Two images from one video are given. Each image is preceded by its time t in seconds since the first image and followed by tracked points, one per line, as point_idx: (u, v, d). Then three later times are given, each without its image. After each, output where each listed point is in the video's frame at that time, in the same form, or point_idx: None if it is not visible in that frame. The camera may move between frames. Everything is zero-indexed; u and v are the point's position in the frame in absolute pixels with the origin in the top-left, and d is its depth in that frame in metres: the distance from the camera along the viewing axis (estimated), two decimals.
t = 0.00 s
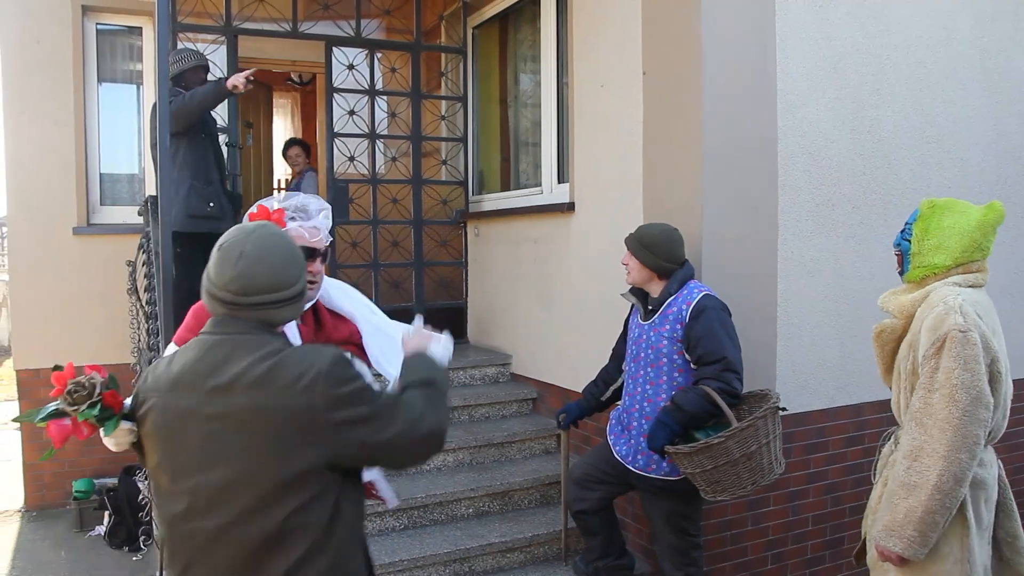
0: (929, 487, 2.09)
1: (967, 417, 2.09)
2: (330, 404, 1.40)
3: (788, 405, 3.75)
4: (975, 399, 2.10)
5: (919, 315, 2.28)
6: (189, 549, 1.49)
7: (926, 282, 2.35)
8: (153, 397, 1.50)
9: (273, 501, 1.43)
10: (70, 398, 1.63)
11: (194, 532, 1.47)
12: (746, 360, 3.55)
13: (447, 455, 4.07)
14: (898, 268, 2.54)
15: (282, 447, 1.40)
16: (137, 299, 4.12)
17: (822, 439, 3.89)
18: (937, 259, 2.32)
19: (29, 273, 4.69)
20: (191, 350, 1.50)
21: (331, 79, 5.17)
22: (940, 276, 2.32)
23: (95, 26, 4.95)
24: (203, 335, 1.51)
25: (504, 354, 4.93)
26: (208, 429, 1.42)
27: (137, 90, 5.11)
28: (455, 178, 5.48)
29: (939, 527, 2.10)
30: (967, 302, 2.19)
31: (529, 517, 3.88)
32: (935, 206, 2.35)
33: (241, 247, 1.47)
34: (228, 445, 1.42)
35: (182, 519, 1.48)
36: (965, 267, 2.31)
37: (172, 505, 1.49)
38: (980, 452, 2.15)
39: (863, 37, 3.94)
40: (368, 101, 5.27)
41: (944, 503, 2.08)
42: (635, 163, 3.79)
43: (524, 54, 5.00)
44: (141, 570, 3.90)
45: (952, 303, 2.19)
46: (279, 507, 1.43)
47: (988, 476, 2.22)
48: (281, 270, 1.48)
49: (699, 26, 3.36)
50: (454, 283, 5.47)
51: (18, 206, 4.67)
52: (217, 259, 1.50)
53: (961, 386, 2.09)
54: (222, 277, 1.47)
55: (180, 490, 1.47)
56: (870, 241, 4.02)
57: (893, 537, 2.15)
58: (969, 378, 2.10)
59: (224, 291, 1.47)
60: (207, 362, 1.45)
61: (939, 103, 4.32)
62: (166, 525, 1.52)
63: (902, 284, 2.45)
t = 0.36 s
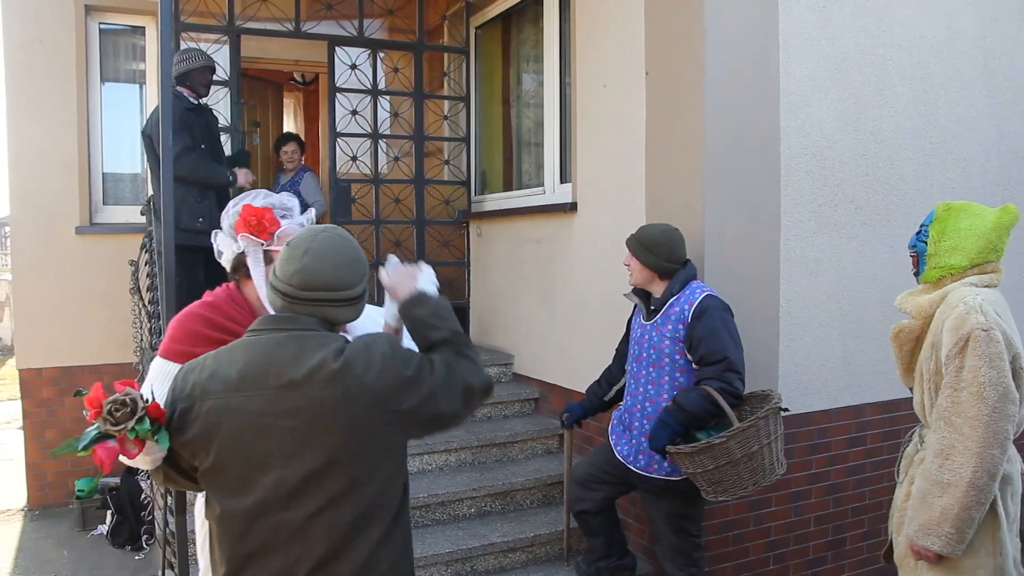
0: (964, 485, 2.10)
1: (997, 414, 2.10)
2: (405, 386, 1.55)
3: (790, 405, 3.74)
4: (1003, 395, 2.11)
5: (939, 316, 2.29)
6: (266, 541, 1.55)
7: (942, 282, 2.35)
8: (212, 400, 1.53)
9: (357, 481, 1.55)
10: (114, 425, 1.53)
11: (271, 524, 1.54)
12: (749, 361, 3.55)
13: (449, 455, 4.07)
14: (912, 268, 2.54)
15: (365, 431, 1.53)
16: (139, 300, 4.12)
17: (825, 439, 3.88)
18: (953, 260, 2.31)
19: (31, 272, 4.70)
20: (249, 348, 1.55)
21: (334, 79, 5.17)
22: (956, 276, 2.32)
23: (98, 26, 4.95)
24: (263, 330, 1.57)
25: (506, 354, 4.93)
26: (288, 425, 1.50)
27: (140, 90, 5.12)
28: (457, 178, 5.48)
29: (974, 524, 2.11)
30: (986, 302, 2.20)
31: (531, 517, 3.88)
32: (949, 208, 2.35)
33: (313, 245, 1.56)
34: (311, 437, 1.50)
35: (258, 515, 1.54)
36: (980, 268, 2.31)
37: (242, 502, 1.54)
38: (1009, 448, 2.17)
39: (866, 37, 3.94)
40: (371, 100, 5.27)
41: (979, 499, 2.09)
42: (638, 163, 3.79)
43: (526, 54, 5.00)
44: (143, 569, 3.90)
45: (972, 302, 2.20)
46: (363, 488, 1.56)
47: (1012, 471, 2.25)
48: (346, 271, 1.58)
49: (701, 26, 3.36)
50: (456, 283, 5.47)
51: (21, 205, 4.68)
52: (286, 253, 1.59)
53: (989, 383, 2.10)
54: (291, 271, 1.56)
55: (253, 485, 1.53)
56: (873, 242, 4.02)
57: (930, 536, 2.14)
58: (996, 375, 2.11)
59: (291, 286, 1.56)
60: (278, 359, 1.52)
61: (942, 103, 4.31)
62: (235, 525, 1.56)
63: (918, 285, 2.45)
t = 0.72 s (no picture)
0: (970, 482, 2.10)
1: (1005, 412, 2.11)
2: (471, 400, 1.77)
3: (791, 405, 3.74)
4: (1013, 394, 2.11)
5: (951, 314, 2.29)
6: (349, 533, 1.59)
7: (955, 280, 2.35)
8: (309, 404, 1.58)
9: (438, 480, 1.68)
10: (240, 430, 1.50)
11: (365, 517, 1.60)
12: (751, 360, 3.55)
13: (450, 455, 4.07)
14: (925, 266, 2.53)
15: (446, 430, 1.69)
16: (141, 299, 4.12)
17: (826, 438, 3.88)
18: (966, 259, 2.32)
19: (33, 272, 4.70)
20: (337, 355, 1.63)
21: (335, 78, 5.17)
22: (968, 275, 2.33)
23: (99, 25, 4.96)
24: (342, 338, 1.67)
25: (507, 354, 4.93)
26: (383, 425, 1.61)
27: (141, 90, 5.12)
28: (459, 178, 5.48)
29: (979, 521, 2.11)
30: (1000, 301, 2.20)
31: (532, 517, 3.88)
32: (963, 207, 2.35)
33: (358, 254, 1.69)
34: (402, 437, 1.62)
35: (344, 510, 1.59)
36: (993, 267, 2.31)
37: (335, 499, 1.58)
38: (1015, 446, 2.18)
39: (868, 36, 3.93)
40: (372, 100, 5.27)
41: (984, 496, 2.10)
42: (639, 163, 3.79)
43: (528, 54, 5.00)
44: (144, 569, 3.90)
45: (986, 302, 2.20)
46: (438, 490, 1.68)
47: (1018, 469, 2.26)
48: (393, 272, 1.71)
49: (703, 25, 3.36)
50: (458, 283, 5.47)
51: (22, 203, 4.68)
52: (332, 267, 1.69)
53: (999, 381, 2.10)
54: (343, 282, 1.67)
55: (347, 484, 1.59)
56: (875, 241, 4.02)
57: (934, 532, 2.15)
58: (1006, 374, 2.11)
59: (349, 296, 1.67)
60: (368, 366, 1.63)
61: (944, 102, 4.31)
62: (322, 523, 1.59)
63: (930, 283, 2.44)
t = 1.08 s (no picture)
0: (970, 487, 2.10)
1: (1005, 416, 2.10)
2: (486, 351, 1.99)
3: (794, 405, 3.73)
4: (1013, 397, 2.10)
5: (950, 316, 2.28)
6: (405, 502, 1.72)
7: (954, 282, 2.34)
8: (385, 380, 1.68)
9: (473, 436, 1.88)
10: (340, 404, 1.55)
11: (435, 474, 1.76)
12: (753, 360, 3.54)
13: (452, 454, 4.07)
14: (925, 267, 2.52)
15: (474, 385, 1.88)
16: (144, 298, 4.12)
17: (829, 439, 3.88)
18: (964, 260, 2.31)
19: (35, 270, 4.71)
20: (395, 332, 1.74)
21: (338, 77, 5.17)
22: (967, 276, 2.31)
23: (102, 24, 4.96)
24: (391, 316, 1.76)
25: (510, 353, 4.93)
26: (440, 388, 1.77)
27: (144, 88, 5.12)
28: (461, 177, 5.48)
29: (980, 526, 2.11)
30: (998, 302, 2.19)
31: (534, 516, 3.88)
32: (960, 207, 2.35)
33: (385, 237, 1.78)
34: (454, 394, 1.81)
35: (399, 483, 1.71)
36: (992, 267, 2.30)
37: (415, 461, 1.73)
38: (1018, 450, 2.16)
39: (872, 36, 3.93)
40: (375, 99, 5.27)
41: (984, 501, 2.09)
42: (642, 162, 3.78)
43: (531, 53, 5.00)
44: (146, 567, 3.90)
45: (984, 303, 2.19)
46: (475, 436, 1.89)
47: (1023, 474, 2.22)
48: (418, 251, 1.82)
49: (706, 25, 3.35)
50: (461, 282, 5.47)
51: (25, 202, 4.68)
52: (360, 252, 1.79)
53: (998, 384, 2.10)
54: (373, 265, 1.76)
55: (421, 445, 1.74)
56: (878, 242, 4.01)
57: (934, 536, 2.15)
58: (1006, 377, 2.10)
59: (382, 278, 1.75)
60: (419, 339, 1.75)
61: (947, 102, 4.30)
62: (403, 488, 1.71)
63: (929, 285, 2.43)
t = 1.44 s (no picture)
0: (955, 496, 2.09)
1: (992, 424, 2.08)
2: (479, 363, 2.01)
3: (797, 404, 3.73)
4: (1000, 404, 2.08)
5: (938, 319, 2.26)
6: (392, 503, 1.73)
7: (946, 283, 2.31)
8: (376, 381, 1.69)
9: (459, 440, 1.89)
10: (343, 409, 1.56)
11: (416, 480, 1.76)
12: (756, 359, 3.53)
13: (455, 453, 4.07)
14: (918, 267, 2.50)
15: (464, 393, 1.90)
16: (146, 295, 4.12)
17: (832, 438, 3.87)
18: (954, 260, 2.28)
19: (39, 268, 4.71)
20: (387, 336, 1.76)
21: (341, 75, 5.17)
22: (959, 276, 2.28)
23: (106, 22, 4.96)
24: (378, 319, 1.79)
25: (512, 351, 4.93)
26: (429, 395, 1.79)
27: (147, 86, 5.12)
28: (464, 175, 5.48)
29: (967, 536, 2.09)
30: (988, 305, 2.16)
31: (536, 515, 3.88)
32: (947, 205, 2.32)
33: (366, 242, 1.81)
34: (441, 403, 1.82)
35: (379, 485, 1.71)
36: (984, 265, 2.27)
37: (399, 467, 1.73)
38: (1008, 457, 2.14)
39: (876, 34, 3.92)
40: (378, 97, 5.27)
41: (971, 511, 2.08)
42: (645, 161, 3.78)
43: (533, 51, 4.99)
44: (149, 564, 3.91)
45: (972, 305, 2.17)
46: (460, 446, 1.91)
47: (1014, 480, 2.21)
48: (401, 256, 1.85)
49: (709, 23, 3.34)
50: (464, 280, 5.47)
51: (28, 199, 4.68)
52: (343, 259, 1.82)
53: (983, 392, 2.08)
54: (358, 270, 1.80)
55: (404, 451, 1.74)
56: (881, 240, 4.01)
57: (920, 545, 2.15)
58: (993, 384, 2.08)
59: (368, 282, 1.78)
60: (409, 343, 1.78)
61: (952, 100, 4.29)
62: (387, 493, 1.72)
63: (922, 287, 2.40)
